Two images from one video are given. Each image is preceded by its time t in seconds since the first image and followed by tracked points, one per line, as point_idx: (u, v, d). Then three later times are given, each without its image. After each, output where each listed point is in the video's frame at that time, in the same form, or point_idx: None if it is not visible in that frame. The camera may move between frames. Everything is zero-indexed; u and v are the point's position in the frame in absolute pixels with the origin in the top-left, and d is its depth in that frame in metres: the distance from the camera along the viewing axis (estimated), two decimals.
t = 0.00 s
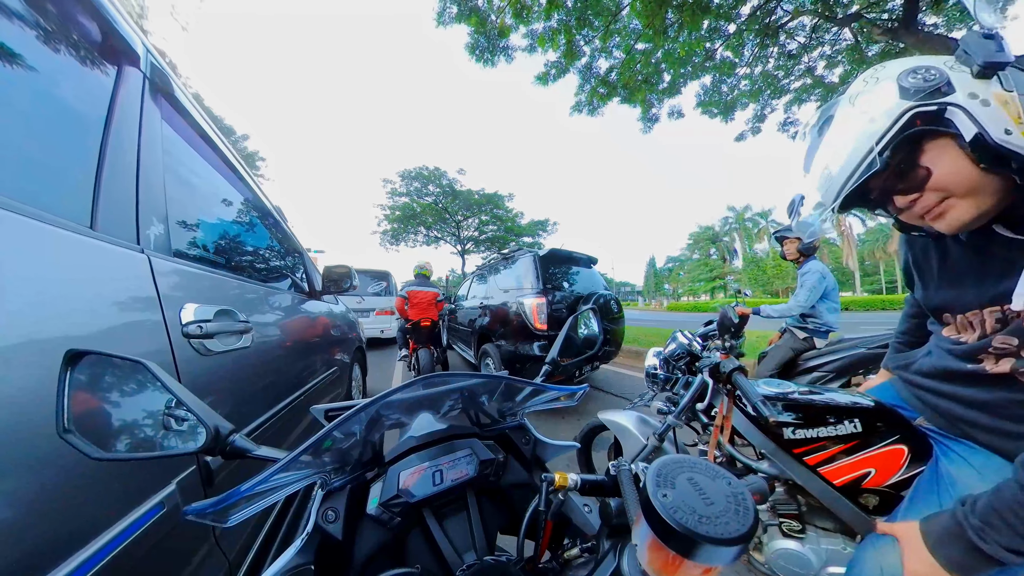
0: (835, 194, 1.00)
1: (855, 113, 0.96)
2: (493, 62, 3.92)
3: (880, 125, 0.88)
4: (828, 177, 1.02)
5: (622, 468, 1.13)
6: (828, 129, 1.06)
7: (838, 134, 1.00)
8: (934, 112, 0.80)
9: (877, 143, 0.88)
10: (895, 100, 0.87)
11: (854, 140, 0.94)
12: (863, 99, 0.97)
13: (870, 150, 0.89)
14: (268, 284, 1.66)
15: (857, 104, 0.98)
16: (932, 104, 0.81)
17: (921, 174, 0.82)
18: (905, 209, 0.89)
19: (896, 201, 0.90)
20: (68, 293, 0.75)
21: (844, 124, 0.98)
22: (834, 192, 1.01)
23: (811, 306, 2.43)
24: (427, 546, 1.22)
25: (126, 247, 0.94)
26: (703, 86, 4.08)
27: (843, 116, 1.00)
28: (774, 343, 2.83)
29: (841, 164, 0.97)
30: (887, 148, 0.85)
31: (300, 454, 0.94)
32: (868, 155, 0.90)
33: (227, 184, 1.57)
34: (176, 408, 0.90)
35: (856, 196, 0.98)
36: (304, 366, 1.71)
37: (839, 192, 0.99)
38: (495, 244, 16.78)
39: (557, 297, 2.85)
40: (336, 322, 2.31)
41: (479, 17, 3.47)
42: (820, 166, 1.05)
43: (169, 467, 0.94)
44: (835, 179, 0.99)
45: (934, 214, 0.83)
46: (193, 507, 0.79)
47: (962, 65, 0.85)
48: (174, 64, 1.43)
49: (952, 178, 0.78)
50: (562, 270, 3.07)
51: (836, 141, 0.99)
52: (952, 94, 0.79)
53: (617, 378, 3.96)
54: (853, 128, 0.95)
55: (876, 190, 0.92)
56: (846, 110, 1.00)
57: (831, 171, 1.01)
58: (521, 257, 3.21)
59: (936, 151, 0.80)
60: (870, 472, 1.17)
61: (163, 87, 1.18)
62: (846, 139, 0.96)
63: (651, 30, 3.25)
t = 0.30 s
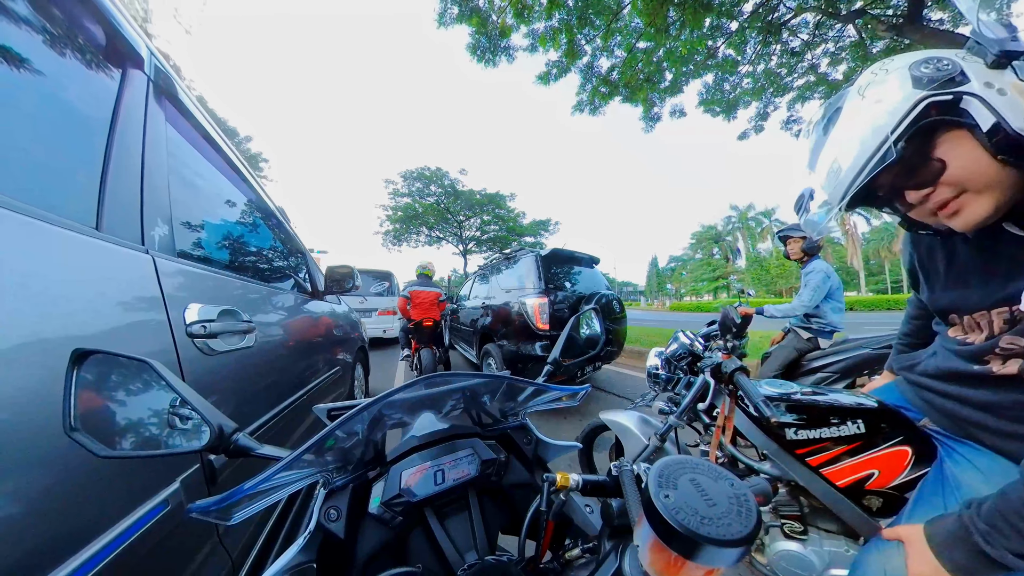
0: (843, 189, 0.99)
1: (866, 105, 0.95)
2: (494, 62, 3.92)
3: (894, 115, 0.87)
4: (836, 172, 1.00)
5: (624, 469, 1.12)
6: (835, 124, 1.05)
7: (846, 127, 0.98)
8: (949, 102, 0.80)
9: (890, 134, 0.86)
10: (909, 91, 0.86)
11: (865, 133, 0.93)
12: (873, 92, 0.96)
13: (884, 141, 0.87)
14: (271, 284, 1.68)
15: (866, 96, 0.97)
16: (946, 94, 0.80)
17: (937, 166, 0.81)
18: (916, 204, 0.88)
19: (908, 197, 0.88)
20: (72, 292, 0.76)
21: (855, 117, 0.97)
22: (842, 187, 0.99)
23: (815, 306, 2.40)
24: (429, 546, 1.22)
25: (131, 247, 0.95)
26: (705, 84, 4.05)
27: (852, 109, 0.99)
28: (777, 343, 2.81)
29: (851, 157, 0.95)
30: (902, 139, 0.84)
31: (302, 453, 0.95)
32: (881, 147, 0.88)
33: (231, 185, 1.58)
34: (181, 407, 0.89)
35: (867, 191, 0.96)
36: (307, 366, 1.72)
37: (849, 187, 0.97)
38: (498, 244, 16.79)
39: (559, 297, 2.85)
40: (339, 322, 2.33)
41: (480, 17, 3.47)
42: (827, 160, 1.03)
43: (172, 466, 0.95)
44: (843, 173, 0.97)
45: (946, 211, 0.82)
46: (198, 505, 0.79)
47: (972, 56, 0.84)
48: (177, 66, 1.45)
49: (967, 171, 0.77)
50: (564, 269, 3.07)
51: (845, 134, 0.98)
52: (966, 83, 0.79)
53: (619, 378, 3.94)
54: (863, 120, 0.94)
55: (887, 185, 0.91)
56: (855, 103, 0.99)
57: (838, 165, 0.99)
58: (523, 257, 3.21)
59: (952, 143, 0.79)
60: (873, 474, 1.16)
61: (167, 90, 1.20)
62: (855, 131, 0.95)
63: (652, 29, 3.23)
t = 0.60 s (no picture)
0: (849, 188, 0.97)
1: (875, 100, 0.93)
2: (496, 63, 3.93)
3: (906, 112, 0.85)
4: (842, 170, 0.98)
5: (625, 469, 1.12)
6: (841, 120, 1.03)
7: (854, 123, 0.97)
8: (964, 99, 0.78)
9: (903, 131, 0.85)
10: (921, 86, 0.85)
11: (873, 129, 0.91)
12: (882, 87, 0.94)
13: (896, 138, 0.86)
14: (274, 284, 1.69)
15: (875, 92, 0.95)
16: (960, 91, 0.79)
17: (950, 166, 0.80)
18: (925, 205, 0.88)
19: (918, 196, 0.88)
20: (80, 293, 0.77)
21: (863, 112, 0.95)
22: (847, 186, 0.97)
23: (819, 306, 2.35)
24: (430, 547, 1.22)
25: (137, 249, 0.97)
26: (707, 83, 4.02)
27: (860, 104, 0.97)
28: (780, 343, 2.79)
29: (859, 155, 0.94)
30: (915, 136, 0.83)
31: (305, 452, 0.96)
32: (892, 144, 0.87)
33: (235, 186, 1.60)
34: (185, 406, 0.90)
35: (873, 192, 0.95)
36: (310, 365, 1.74)
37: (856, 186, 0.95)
38: (501, 244, 16.80)
39: (560, 297, 2.84)
40: (341, 322, 2.34)
41: (481, 18, 3.48)
42: (832, 158, 1.01)
43: (177, 464, 0.96)
44: (850, 171, 0.96)
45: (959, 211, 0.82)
46: (200, 502, 0.81)
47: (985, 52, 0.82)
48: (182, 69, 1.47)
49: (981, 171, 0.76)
50: (566, 269, 3.06)
51: (852, 131, 0.96)
52: (981, 80, 0.77)
53: (622, 378, 3.93)
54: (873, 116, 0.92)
55: (895, 183, 0.90)
56: (863, 98, 0.97)
57: (844, 163, 0.98)
58: (525, 257, 3.20)
59: (964, 143, 0.77)
60: (878, 477, 1.15)
61: (171, 93, 1.21)
62: (864, 128, 0.93)
63: (653, 27, 3.21)
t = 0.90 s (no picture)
0: (870, 209, 0.93)
1: (888, 120, 0.93)
2: (497, 63, 3.93)
3: (930, 132, 0.85)
4: (860, 190, 0.95)
5: (628, 470, 1.11)
6: (850, 139, 1.02)
7: (868, 142, 0.95)
8: (988, 120, 0.79)
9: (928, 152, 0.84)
10: (940, 107, 0.86)
11: (893, 149, 0.90)
12: (891, 107, 0.95)
13: (922, 160, 0.85)
14: (277, 284, 1.71)
15: (887, 112, 0.95)
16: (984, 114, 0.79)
17: (976, 189, 0.80)
18: (946, 230, 0.88)
19: (935, 222, 0.89)
20: (86, 293, 0.78)
21: (877, 131, 0.94)
22: (868, 207, 0.93)
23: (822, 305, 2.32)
24: (432, 546, 1.23)
25: (143, 249, 0.98)
26: (709, 81, 3.99)
27: (870, 123, 0.96)
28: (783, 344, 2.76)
29: (880, 176, 0.91)
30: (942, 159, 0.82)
31: (308, 451, 0.97)
32: (919, 166, 0.85)
33: (238, 187, 1.61)
34: (188, 405, 0.94)
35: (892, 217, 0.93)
36: (313, 365, 1.75)
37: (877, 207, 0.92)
38: (503, 244, 16.80)
39: (562, 297, 2.83)
40: (344, 321, 2.35)
41: (482, 18, 3.48)
42: (847, 178, 0.99)
43: (182, 461, 0.97)
44: (872, 191, 0.92)
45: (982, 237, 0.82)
46: (205, 500, 0.83)
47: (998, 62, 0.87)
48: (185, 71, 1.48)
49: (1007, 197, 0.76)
50: (568, 269, 3.06)
51: (868, 149, 0.95)
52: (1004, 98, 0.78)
53: (624, 379, 3.91)
54: (890, 134, 0.91)
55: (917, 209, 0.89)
56: (872, 117, 0.97)
57: (861, 183, 0.95)
58: (527, 257, 3.20)
59: (991, 165, 0.78)
60: (884, 481, 1.13)
61: (175, 96, 1.23)
62: (881, 146, 0.92)
63: (655, 26, 3.20)
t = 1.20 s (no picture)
0: (883, 207, 0.92)
1: (903, 117, 0.92)
2: (498, 63, 3.93)
3: (947, 129, 0.84)
4: (874, 187, 0.95)
5: (631, 470, 1.11)
6: (860, 135, 1.02)
7: (881, 138, 0.95)
8: (1005, 115, 0.78)
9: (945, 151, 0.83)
10: (954, 104, 0.85)
11: (909, 147, 0.89)
12: (906, 102, 0.94)
13: (939, 158, 0.84)
14: (281, 284, 1.72)
15: (901, 108, 0.94)
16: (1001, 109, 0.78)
17: (994, 188, 0.79)
18: (960, 229, 0.88)
19: (949, 221, 0.88)
20: (92, 293, 0.80)
21: (891, 128, 0.94)
22: (881, 205, 0.93)
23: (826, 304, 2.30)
24: (434, 545, 1.23)
25: (149, 250, 0.99)
26: (712, 79, 3.96)
27: (885, 118, 0.96)
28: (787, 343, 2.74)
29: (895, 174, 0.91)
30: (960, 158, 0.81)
31: (312, 450, 0.98)
32: (936, 164, 0.84)
33: (242, 188, 1.63)
34: (195, 405, 0.93)
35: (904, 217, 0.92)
36: (316, 364, 1.76)
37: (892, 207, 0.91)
38: (506, 244, 16.79)
39: (565, 297, 2.83)
40: (347, 321, 2.37)
41: (483, 18, 3.48)
42: (861, 174, 0.98)
43: (189, 460, 0.98)
44: (886, 189, 0.92)
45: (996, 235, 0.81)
46: (210, 498, 0.84)
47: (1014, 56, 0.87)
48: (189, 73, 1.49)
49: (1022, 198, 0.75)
50: (570, 269, 3.05)
51: (882, 145, 0.94)
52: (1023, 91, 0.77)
53: (627, 378, 3.90)
54: (905, 131, 0.91)
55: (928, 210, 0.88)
56: (886, 113, 0.96)
57: (875, 181, 0.94)
58: (529, 256, 3.20)
59: (1011, 163, 0.76)
60: (888, 482, 1.12)
61: (180, 98, 1.24)
62: (897, 142, 0.92)
63: (656, 25, 3.19)
